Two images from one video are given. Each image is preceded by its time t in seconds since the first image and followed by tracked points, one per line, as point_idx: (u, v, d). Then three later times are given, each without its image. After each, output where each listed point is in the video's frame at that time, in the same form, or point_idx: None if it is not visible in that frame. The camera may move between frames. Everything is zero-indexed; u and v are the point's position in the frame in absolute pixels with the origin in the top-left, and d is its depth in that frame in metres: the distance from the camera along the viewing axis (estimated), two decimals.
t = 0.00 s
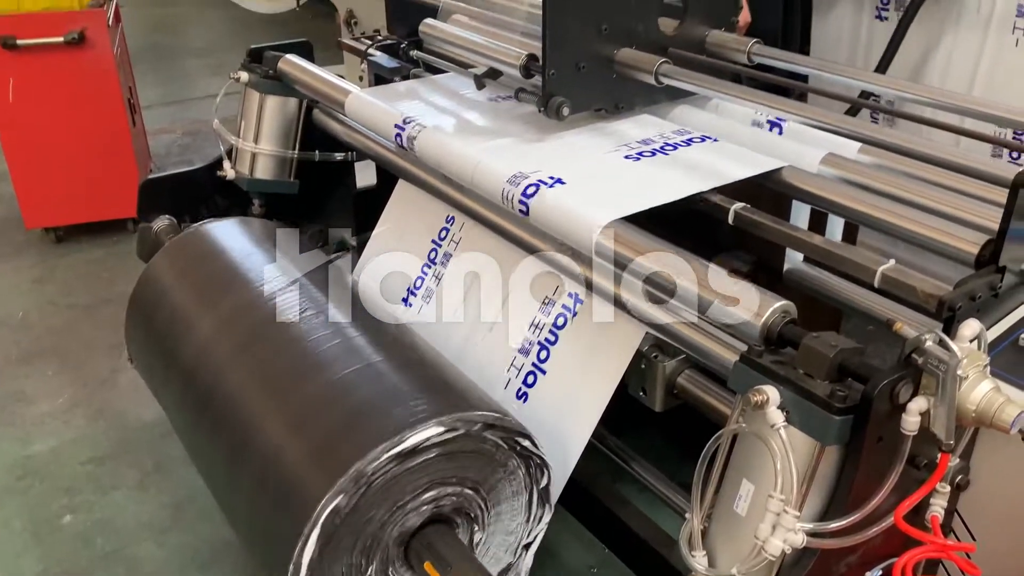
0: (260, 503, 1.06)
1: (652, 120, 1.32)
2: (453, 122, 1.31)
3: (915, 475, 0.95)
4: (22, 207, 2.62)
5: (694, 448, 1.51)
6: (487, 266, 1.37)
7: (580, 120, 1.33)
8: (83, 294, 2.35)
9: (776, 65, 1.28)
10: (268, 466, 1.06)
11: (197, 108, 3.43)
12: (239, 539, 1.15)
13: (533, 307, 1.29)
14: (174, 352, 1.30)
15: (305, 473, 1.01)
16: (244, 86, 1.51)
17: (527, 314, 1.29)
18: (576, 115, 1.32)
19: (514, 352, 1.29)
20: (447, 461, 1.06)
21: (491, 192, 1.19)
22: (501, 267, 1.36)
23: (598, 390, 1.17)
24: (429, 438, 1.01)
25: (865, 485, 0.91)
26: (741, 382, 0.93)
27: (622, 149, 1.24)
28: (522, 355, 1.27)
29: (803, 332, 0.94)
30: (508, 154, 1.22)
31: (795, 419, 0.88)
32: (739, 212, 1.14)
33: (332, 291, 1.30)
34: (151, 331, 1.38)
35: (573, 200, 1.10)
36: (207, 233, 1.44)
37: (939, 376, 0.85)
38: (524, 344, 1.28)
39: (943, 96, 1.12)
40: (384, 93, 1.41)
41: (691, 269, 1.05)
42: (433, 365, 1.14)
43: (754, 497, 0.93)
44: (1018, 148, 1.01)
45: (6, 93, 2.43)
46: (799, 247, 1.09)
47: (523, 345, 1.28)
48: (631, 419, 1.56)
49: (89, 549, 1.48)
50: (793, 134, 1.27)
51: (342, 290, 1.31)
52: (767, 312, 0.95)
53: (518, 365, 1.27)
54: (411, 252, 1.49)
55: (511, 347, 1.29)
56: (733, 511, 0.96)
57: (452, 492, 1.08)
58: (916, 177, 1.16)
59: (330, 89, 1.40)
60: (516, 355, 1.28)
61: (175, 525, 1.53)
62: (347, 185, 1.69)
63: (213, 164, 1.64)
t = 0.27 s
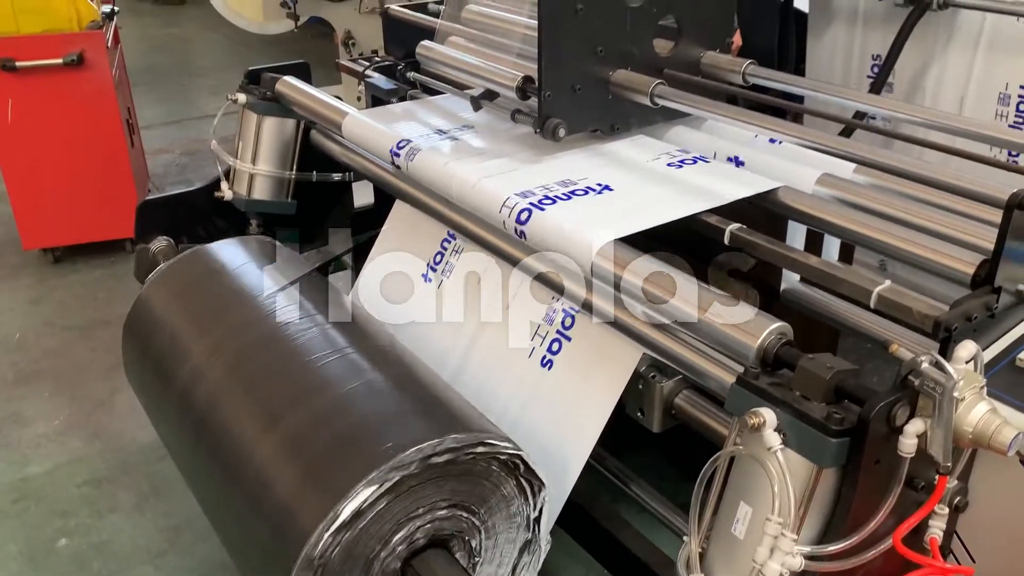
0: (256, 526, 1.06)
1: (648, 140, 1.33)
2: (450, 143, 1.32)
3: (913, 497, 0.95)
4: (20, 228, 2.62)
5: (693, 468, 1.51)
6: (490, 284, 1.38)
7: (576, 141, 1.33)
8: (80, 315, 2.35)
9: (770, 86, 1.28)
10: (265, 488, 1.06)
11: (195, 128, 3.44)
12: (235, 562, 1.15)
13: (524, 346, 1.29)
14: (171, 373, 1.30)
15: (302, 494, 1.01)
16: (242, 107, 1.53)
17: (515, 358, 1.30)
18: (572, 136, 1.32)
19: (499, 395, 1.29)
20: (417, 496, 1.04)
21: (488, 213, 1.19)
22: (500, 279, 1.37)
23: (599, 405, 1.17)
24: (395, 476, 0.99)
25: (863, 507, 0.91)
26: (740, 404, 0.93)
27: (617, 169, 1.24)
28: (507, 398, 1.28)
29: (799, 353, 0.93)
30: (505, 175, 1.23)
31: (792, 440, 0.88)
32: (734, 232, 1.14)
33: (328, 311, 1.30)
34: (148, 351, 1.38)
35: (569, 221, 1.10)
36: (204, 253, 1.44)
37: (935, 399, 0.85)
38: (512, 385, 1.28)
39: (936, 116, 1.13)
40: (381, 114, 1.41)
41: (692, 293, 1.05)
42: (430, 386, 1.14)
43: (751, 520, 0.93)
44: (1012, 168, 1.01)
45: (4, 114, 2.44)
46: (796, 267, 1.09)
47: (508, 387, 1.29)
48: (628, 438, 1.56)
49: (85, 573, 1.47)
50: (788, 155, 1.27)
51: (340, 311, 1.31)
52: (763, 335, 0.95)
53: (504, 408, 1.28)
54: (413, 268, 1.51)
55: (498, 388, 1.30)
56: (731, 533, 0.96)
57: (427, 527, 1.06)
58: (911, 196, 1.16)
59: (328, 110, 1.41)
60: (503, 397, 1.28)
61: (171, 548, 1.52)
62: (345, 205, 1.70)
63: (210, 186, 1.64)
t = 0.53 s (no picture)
0: (255, 547, 1.05)
1: (645, 161, 1.33)
2: (448, 164, 1.32)
3: (911, 518, 0.95)
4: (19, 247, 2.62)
5: (691, 488, 1.51)
6: (489, 303, 1.38)
7: (573, 161, 1.34)
8: (78, 334, 2.35)
9: (766, 107, 1.29)
10: (262, 509, 1.06)
11: (194, 146, 3.45)
12: None
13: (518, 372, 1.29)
14: (169, 393, 1.30)
15: (301, 514, 1.01)
16: (241, 128, 1.54)
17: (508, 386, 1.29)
18: (569, 157, 1.33)
19: (492, 425, 1.29)
20: (385, 532, 1.01)
21: (485, 234, 1.19)
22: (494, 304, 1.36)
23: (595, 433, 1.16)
24: (383, 499, 0.98)
25: (860, 529, 0.91)
26: (737, 427, 0.93)
27: (614, 190, 1.25)
28: (500, 427, 1.28)
29: (795, 375, 0.93)
30: (502, 196, 1.23)
31: (788, 463, 0.87)
32: (729, 253, 1.13)
33: (325, 331, 1.30)
34: (146, 371, 1.37)
35: (565, 242, 1.11)
36: (203, 273, 1.44)
37: (931, 421, 0.85)
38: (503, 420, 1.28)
39: (931, 137, 1.14)
40: (379, 135, 1.42)
41: (690, 315, 1.05)
42: (427, 407, 1.14)
43: (748, 542, 0.93)
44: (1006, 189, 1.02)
45: (4, 135, 2.44)
46: (792, 289, 1.09)
47: (501, 417, 1.28)
48: (627, 458, 1.56)
49: None
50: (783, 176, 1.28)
51: (337, 331, 1.31)
52: (759, 356, 0.95)
53: (497, 438, 1.27)
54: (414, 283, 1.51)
55: (490, 417, 1.29)
56: (729, 555, 0.96)
57: (399, 565, 1.03)
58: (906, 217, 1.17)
59: (325, 131, 1.42)
60: (496, 428, 1.28)
61: (168, 569, 1.52)
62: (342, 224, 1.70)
63: (209, 206, 1.65)
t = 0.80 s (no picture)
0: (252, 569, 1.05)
1: (641, 182, 1.34)
2: (445, 185, 1.33)
3: (908, 542, 0.94)
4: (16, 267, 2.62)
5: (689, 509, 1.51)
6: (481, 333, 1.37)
7: (569, 183, 1.35)
8: (75, 354, 2.35)
9: (761, 129, 1.30)
10: (258, 531, 1.05)
11: (192, 166, 3.46)
12: None
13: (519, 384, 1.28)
14: (165, 414, 1.30)
15: (298, 535, 1.00)
16: (239, 149, 1.54)
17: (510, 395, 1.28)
18: (565, 179, 1.33)
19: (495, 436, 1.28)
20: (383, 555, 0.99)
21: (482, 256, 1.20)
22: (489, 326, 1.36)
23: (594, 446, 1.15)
24: (377, 524, 0.97)
25: (857, 553, 0.91)
26: (733, 450, 0.93)
27: (609, 211, 1.25)
28: (503, 438, 1.27)
29: (791, 398, 0.93)
30: (498, 218, 1.24)
31: (785, 487, 0.87)
32: (726, 276, 1.15)
33: (321, 351, 1.30)
34: (143, 393, 1.37)
35: (561, 264, 1.11)
36: (199, 295, 1.44)
37: (926, 445, 0.86)
38: (500, 440, 1.27)
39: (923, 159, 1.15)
40: (377, 157, 1.43)
41: (684, 337, 1.04)
42: (422, 428, 1.14)
43: (745, 567, 0.93)
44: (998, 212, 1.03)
45: (3, 156, 2.45)
46: (788, 310, 1.10)
47: (504, 428, 1.27)
48: (625, 479, 1.56)
49: None
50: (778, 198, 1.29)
51: (334, 352, 1.31)
52: (755, 379, 0.95)
53: (500, 449, 1.27)
54: (413, 290, 1.51)
55: (491, 429, 1.29)
56: None
57: None
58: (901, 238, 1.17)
59: (324, 152, 1.43)
60: (498, 439, 1.27)
61: None
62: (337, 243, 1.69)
63: (206, 227, 1.66)
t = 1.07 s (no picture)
0: None
1: (637, 205, 1.35)
2: (443, 209, 1.33)
3: (906, 568, 0.94)
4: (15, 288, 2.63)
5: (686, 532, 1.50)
6: (481, 346, 1.38)
7: (566, 206, 1.35)
8: (73, 376, 2.35)
9: (756, 152, 1.31)
10: (253, 558, 1.05)
11: (191, 186, 3.48)
12: None
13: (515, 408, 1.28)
14: (162, 438, 1.30)
15: (294, 559, 1.00)
16: (237, 172, 1.55)
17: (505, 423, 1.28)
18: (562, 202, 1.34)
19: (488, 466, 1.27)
20: None
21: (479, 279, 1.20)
22: (490, 342, 1.37)
23: (592, 474, 1.14)
24: (374, 551, 0.96)
25: None
26: (730, 476, 0.93)
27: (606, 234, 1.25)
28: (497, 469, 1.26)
29: (788, 423, 0.93)
30: (496, 241, 1.24)
31: (782, 513, 0.87)
32: (722, 299, 1.14)
33: (318, 374, 1.31)
34: (139, 417, 1.37)
35: (558, 289, 1.11)
36: (197, 318, 1.44)
37: (923, 471, 0.86)
38: (525, 414, 1.26)
39: (918, 183, 1.15)
40: (375, 180, 1.44)
41: (680, 360, 1.03)
42: (419, 452, 1.14)
43: None
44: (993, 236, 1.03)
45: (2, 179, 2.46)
46: (785, 334, 1.11)
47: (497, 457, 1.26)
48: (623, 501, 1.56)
49: None
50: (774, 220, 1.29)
51: (331, 375, 1.31)
52: (752, 404, 0.94)
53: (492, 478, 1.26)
54: (413, 302, 1.51)
55: (507, 420, 1.28)
56: None
57: None
58: (897, 261, 1.17)
59: (322, 176, 1.44)
60: (523, 409, 1.27)
61: None
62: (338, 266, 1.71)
63: (204, 249, 1.66)
